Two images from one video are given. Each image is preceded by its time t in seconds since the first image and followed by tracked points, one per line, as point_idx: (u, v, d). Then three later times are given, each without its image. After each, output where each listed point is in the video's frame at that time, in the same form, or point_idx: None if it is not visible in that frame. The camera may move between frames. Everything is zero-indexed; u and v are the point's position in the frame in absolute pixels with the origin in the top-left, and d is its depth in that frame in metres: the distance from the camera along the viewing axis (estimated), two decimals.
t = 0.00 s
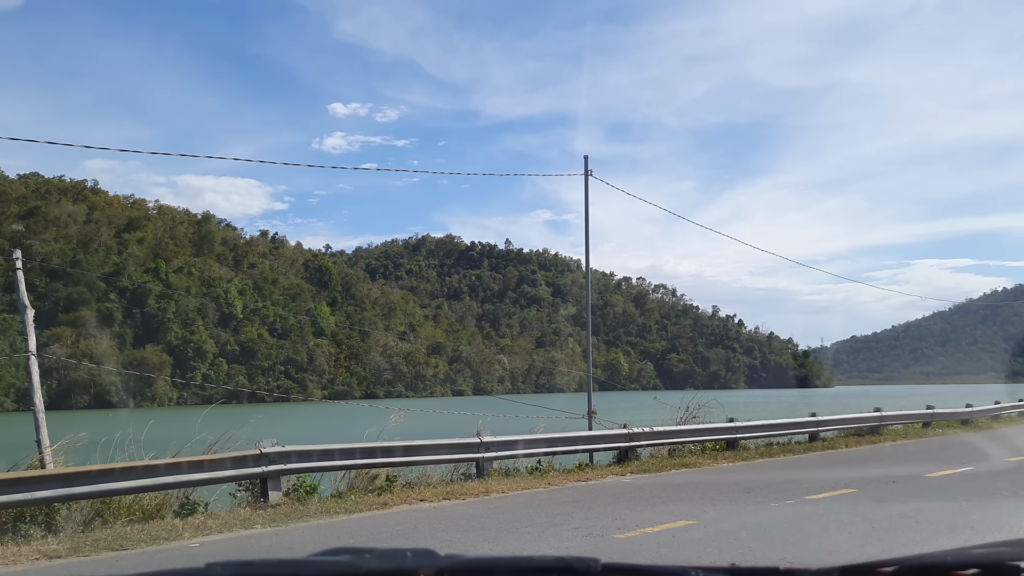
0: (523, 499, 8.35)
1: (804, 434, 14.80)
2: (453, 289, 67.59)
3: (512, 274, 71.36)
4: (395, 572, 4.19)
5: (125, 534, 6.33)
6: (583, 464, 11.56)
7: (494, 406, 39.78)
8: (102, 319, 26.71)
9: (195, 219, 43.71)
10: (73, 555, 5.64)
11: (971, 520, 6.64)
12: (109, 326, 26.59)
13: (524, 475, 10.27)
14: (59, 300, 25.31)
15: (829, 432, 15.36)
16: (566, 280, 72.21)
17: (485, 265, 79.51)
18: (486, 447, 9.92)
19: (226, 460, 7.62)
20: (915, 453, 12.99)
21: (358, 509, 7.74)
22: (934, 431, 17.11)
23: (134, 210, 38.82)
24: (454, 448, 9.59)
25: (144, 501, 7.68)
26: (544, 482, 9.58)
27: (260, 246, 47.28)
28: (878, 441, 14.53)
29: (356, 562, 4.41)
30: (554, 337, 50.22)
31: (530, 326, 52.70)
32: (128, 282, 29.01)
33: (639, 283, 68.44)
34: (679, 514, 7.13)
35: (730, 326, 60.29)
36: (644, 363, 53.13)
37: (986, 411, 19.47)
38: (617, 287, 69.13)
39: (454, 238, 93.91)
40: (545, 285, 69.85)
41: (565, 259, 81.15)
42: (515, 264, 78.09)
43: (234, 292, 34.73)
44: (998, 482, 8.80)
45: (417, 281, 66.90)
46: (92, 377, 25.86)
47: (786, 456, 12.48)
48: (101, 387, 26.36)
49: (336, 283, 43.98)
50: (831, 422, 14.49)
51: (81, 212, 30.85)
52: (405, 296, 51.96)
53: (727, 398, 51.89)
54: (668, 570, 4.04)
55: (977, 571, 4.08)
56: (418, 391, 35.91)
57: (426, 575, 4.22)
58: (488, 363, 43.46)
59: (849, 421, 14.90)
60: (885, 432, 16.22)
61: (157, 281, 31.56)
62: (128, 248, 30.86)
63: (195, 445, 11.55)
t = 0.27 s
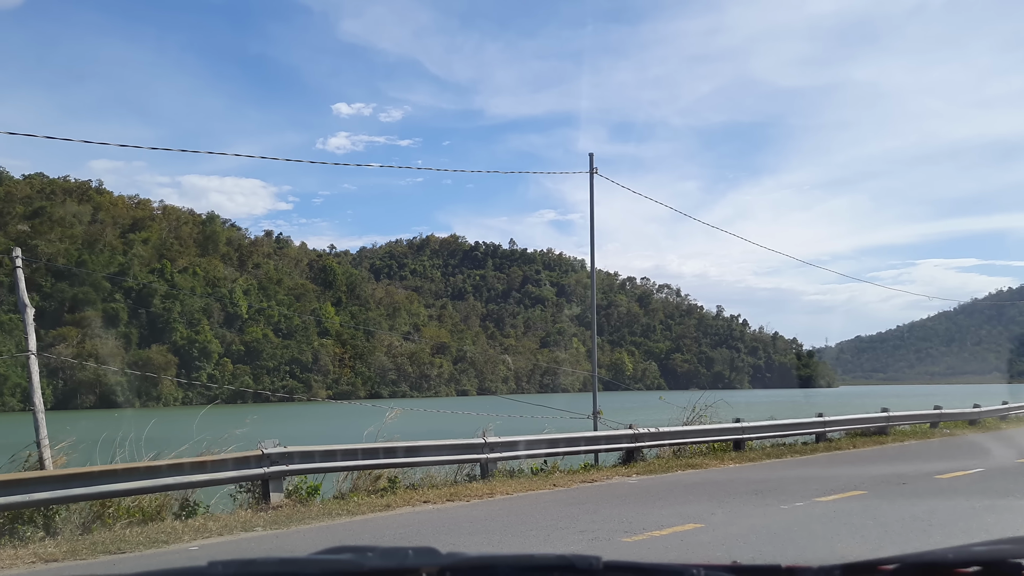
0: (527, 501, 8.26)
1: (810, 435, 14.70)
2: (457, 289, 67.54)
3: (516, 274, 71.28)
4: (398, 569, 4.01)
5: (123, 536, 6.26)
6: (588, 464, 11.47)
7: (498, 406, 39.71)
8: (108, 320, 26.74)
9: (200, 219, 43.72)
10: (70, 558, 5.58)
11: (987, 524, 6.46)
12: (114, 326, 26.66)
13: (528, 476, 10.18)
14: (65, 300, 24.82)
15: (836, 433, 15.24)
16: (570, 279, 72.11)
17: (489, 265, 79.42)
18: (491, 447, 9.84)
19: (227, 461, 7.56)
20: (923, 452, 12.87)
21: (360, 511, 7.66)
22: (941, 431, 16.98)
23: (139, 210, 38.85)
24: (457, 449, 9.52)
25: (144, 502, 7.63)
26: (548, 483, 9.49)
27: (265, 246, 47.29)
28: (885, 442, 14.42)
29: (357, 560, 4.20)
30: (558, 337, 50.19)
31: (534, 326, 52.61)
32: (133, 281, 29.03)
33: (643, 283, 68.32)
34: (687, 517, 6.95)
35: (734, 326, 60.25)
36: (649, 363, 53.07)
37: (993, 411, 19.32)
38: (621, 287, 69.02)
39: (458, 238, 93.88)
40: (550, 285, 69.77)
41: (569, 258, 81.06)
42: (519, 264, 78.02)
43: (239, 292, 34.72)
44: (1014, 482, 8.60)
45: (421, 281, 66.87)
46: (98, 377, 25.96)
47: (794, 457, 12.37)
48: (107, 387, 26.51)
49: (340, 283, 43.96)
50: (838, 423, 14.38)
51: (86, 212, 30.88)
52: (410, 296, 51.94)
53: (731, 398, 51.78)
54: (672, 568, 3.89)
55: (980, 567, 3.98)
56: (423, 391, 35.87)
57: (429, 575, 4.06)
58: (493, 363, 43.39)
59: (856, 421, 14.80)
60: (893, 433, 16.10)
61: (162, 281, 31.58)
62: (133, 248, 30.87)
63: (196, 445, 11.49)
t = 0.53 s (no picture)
0: (529, 503, 8.13)
1: (816, 436, 14.55)
2: (460, 290, 67.44)
3: (519, 275, 71.17)
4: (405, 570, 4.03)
5: (115, 540, 6.16)
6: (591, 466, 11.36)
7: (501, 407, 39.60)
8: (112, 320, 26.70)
9: (203, 220, 43.67)
10: (60, 563, 5.48)
11: (1002, 527, 6.27)
12: (118, 326, 26.64)
13: (531, 478, 10.06)
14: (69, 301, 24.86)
15: (842, 435, 15.12)
16: (573, 280, 71.99)
17: (492, 266, 79.31)
18: (493, 449, 9.71)
19: (223, 463, 7.46)
20: (931, 452, 12.74)
21: (359, 514, 7.55)
22: (949, 433, 16.81)
23: (142, 210, 38.84)
24: (458, 451, 9.41)
25: (138, 505, 7.53)
26: (551, 485, 9.36)
27: (267, 246, 47.24)
28: (892, 443, 14.27)
29: (366, 560, 4.24)
30: (562, 338, 50.03)
31: (537, 326, 52.47)
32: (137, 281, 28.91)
33: (646, 283, 68.17)
34: (694, 521, 6.79)
35: (737, 327, 60.25)
36: (652, 363, 52.98)
37: (1001, 412, 19.16)
38: (624, 287, 68.89)
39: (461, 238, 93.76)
40: (552, 285, 69.64)
41: (573, 259, 80.92)
42: (522, 264, 77.91)
43: (242, 292, 34.66)
44: None
45: (424, 281, 66.77)
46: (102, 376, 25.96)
47: (800, 458, 12.25)
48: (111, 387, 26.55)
49: (343, 283, 43.88)
50: (844, 423, 14.24)
51: (90, 212, 30.85)
52: (412, 296, 51.88)
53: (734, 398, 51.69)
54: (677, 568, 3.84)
55: (989, 567, 3.85)
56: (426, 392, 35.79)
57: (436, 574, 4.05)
58: (495, 363, 43.27)
59: (863, 422, 14.65)
60: (899, 434, 15.96)
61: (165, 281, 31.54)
62: (136, 248, 30.82)
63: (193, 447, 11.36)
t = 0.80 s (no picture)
0: (528, 505, 7.97)
1: (820, 437, 14.40)
2: (461, 290, 67.27)
3: (520, 275, 70.98)
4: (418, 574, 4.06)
5: (99, 543, 6.02)
6: (592, 467, 11.19)
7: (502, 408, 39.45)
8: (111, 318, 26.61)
9: (203, 218, 43.50)
10: (39, 567, 5.33)
11: (1018, 531, 6.08)
12: (118, 325, 26.44)
13: (530, 479, 9.91)
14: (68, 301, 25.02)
15: (846, 436, 14.95)
16: (574, 280, 71.79)
17: (493, 265, 79.10)
18: (491, 450, 9.57)
19: (211, 464, 7.31)
20: (938, 453, 12.59)
21: (352, 517, 7.40)
22: (954, 434, 16.66)
23: (143, 209, 38.68)
24: (455, 452, 9.25)
25: (125, 507, 7.38)
26: (551, 487, 9.20)
27: (268, 245, 47.10)
28: (897, 444, 14.13)
29: (379, 564, 4.23)
30: (562, 338, 49.65)
31: (538, 326, 52.26)
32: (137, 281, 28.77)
33: (647, 283, 67.99)
34: (699, 526, 6.61)
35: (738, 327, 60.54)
36: (652, 364, 52.83)
37: (1005, 414, 18.99)
38: (625, 287, 68.70)
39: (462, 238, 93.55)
40: (553, 285, 69.48)
41: (574, 259, 80.74)
42: (523, 264, 77.70)
43: (242, 291, 34.47)
44: None
45: (424, 281, 66.58)
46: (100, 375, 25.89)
47: (804, 460, 12.09)
48: (109, 386, 26.43)
49: (343, 282, 43.72)
50: (849, 424, 14.08)
51: (90, 211, 30.73)
52: (413, 296, 51.71)
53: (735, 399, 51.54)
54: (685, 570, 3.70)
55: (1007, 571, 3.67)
56: (426, 391, 35.67)
57: None
58: (496, 363, 43.09)
59: (868, 423, 14.50)
60: (905, 435, 15.79)
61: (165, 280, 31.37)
62: (137, 247, 30.66)
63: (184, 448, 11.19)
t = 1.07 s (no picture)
0: (521, 510, 7.79)
1: (820, 439, 14.25)
2: (459, 290, 67.13)
3: (517, 276, 70.84)
4: None
5: (73, 551, 5.85)
6: (589, 470, 11.03)
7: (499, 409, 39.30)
8: (106, 318, 26.43)
9: (200, 218, 43.31)
10: None
11: None
12: (112, 325, 26.31)
13: (524, 483, 9.73)
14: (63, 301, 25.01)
15: (846, 438, 14.82)
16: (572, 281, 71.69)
17: (491, 266, 78.93)
18: (484, 452, 9.41)
19: (193, 467, 7.13)
20: (940, 456, 12.44)
21: (339, 522, 7.22)
22: (954, 436, 16.54)
23: (139, 209, 38.48)
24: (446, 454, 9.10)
25: (104, 511, 7.21)
26: (546, 491, 9.02)
27: (265, 245, 46.91)
28: (898, 447, 13.98)
29: None
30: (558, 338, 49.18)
31: (536, 327, 52.10)
32: (133, 279, 28.46)
33: (645, 285, 67.87)
34: (697, 532, 6.44)
35: (736, 329, 60.64)
36: (650, 365, 52.74)
37: (1006, 416, 18.88)
38: (622, 288, 68.63)
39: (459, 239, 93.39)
40: (551, 286, 69.31)
41: (572, 260, 80.64)
42: (521, 265, 77.57)
43: (239, 291, 34.25)
44: None
45: (422, 282, 66.41)
46: (95, 375, 25.90)
47: (803, 462, 11.94)
48: (105, 387, 26.26)
49: (340, 283, 43.55)
50: (849, 426, 13.94)
51: (86, 211, 30.45)
52: (410, 297, 51.56)
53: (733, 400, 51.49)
54: None
55: None
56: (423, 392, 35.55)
57: None
58: (493, 364, 42.92)
59: (868, 425, 14.35)
60: (905, 438, 15.64)
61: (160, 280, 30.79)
62: (133, 247, 30.35)
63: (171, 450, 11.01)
